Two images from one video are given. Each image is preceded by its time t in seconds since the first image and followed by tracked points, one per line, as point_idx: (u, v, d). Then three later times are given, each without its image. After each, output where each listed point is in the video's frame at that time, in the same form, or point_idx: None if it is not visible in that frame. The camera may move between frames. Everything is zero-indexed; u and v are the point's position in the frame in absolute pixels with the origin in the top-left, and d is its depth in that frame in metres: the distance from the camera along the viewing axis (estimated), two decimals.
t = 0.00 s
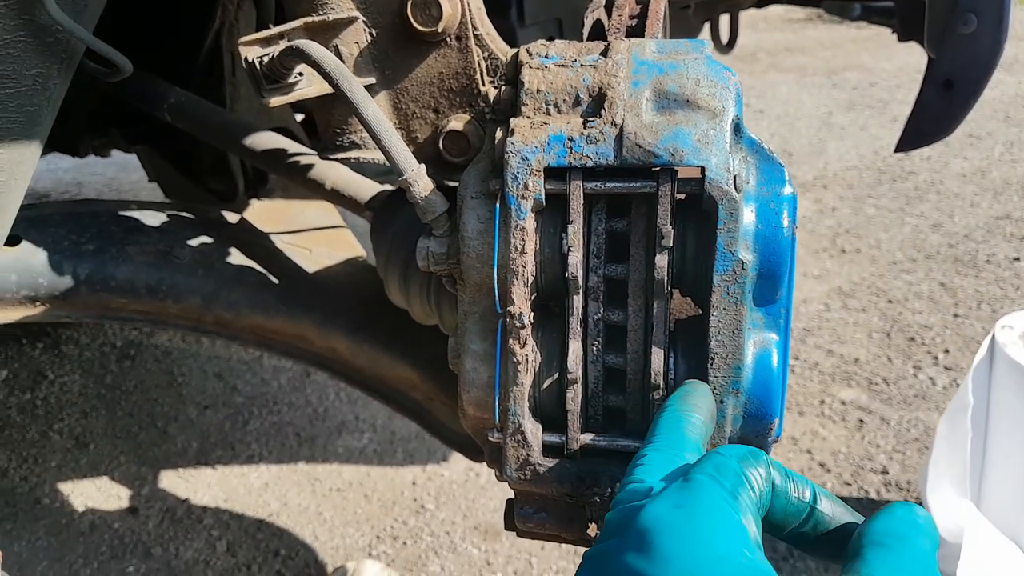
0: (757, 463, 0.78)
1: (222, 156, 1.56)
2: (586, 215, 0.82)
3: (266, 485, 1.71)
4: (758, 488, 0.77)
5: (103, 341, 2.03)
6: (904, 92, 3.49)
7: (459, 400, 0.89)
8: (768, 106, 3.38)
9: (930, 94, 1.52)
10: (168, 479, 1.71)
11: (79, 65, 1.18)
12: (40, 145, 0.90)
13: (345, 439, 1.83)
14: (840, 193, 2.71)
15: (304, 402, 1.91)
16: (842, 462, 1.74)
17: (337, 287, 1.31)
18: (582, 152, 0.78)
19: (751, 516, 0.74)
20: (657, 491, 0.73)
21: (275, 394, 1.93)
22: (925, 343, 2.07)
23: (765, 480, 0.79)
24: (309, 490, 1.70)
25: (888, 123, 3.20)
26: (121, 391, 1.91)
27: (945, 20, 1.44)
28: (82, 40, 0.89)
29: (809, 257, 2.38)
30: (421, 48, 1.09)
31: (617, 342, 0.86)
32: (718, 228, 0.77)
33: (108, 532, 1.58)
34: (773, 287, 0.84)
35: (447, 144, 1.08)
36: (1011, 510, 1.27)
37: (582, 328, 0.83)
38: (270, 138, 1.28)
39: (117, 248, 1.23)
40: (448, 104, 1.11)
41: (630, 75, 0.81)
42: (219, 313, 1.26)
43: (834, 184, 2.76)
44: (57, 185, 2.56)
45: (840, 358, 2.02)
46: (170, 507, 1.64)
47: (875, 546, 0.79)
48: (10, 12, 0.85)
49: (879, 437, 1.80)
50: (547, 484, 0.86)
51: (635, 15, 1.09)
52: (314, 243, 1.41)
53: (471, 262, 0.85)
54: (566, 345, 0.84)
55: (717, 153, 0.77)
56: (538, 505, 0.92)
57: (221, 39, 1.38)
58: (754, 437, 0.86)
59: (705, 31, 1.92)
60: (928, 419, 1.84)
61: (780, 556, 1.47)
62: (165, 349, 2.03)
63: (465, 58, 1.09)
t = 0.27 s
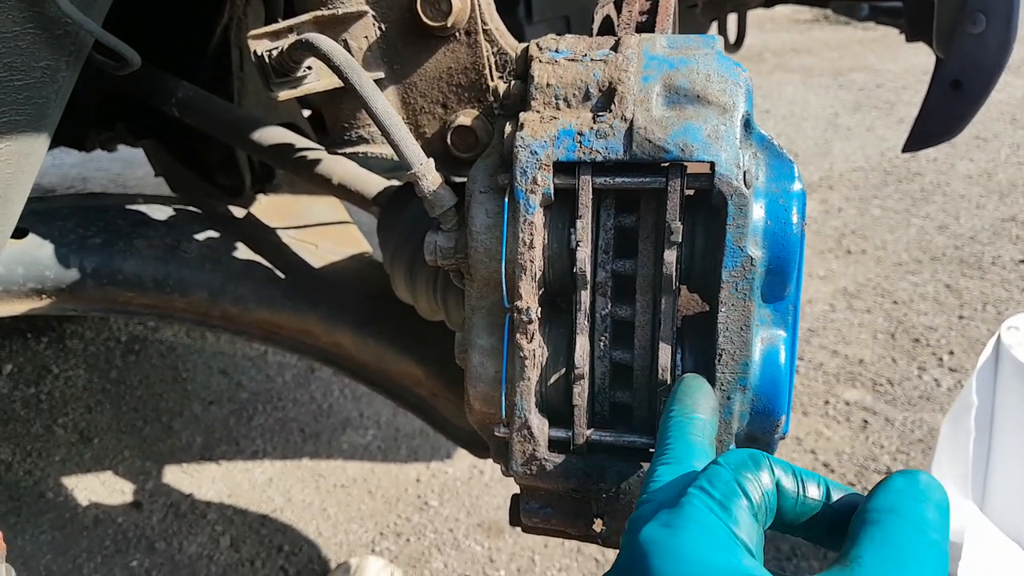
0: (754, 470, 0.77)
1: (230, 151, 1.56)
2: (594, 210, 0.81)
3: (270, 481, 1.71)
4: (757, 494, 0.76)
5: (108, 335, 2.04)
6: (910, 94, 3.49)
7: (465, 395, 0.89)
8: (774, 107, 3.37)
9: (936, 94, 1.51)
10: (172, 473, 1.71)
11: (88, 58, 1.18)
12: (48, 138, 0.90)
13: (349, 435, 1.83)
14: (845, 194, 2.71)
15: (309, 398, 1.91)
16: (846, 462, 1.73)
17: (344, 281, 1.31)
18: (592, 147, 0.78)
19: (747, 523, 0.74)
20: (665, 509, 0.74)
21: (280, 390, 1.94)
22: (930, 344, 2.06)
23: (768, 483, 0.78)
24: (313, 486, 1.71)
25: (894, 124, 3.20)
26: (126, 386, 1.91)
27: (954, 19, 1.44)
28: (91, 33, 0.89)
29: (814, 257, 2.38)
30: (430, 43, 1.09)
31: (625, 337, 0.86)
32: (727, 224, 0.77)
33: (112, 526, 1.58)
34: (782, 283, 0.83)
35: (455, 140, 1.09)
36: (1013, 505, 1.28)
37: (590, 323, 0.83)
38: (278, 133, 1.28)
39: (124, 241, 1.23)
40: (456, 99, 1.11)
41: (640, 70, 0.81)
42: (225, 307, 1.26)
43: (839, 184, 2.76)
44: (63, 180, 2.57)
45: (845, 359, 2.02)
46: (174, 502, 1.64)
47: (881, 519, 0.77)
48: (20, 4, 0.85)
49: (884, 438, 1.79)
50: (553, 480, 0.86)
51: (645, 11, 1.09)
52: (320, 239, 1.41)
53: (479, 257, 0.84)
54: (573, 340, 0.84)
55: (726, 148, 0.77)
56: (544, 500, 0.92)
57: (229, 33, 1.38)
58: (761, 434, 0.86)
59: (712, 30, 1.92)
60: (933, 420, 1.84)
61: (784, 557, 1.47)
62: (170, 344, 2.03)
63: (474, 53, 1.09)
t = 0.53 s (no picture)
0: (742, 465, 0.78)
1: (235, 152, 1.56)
2: (597, 211, 0.82)
3: (274, 480, 1.72)
4: (735, 481, 0.77)
5: (113, 335, 2.04)
6: (913, 93, 3.48)
7: (469, 395, 0.90)
8: (777, 106, 3.37)
9: (940, 93, 1.51)
10: (177, 473, 1.72)
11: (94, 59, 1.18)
12: (55, 139, 0.91)
13: (353, 435, 1.84)
14: (849, 193, 2.71)
15: (313, 397, 1.92)
16: (849, 461, 1.74)
17: (348, 281, 1.31)
18: (595, 147, 0.78)
19: (723, 507, 0.77)
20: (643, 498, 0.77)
21: (284, 389, 1.94)
22: (933, 343, 2.06)
23: (747, 468, 0.79)
24: (318, 485, 1.71)
25: (898, 123, 3.20)
26: (131, 385, 1.92)
27: (957, 18, 1.44)
28: (97, 36, 0.90)
29: (818, 256, 2.38)
30: (434, 44, 1.09)
31: (627, 337, 0.86)
32: (729, 224, 0.77)
33: (117, 525, 1.59)
34: (784, 283, 0.84)
35: (458, 140, 1.10)
36: (1018, 508, 1.24)
37: (593, 323, 0.83)
38: (282, 134, 1.28)
39: (130, 242, 1.24)
40: (460, 99, 1.12)
41: (643, 72, 0.81)
42: (230, 307, 1.27)
43: (843, 184, 2.76)
44: (68, 180, 2.57)
45: (848, 358, 2.02)
46: (179, 501, 1.65)
47: (852, 497, 0.77)
48: (27, 6, 0.85)
49: (887, 437, 1.80)
50: (556, 479, 0.87)
51: (648, 11, 1.09)
52: (325, 239, 1.42)
53: (483, 257, 0.85)
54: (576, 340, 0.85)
55: (728, 149, 0.77)
56: (547, 499, 0.92)
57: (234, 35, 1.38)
58: (763, 434, 0.86)
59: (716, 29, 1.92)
60: (936, 420, 1.84)
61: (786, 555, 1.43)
62: (174, 344, 2.04)
63: (478, 54, 1.09)
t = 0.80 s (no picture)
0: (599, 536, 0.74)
1: (222, 165, 1.56)
2: (578, 223, 0.81)
3: (270, 492, 1.72)
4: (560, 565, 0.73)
5: (106, 350, 2.04)
6: (904, 85, 3.49)
7: (455, 410, 0.89)
8: (768, 102, 3.37)
9: (926, 90, 1.52)
10: (172, 487, 1.72)
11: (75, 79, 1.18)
12: (37, 159, 0.91)
13: (349, 444, 1.83)
14: (841, 188, 2.71)
15: (308, 407, 1.92)
16: (845, 459, 1.74)
17: (337, 293, 1.31)
18: (573, 161, 0.78)
19: None
20: None
21: (279, 400, 1.94)
22: (928, 338, 2.07)
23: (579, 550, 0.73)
24: (314, 496, 1.71)
25: (889, 116, 3.20)
26: (125, 400, 1.91)
27: (939, 16, 1.43)
28: (77, 54, 0.90)
29: (811, 253, 2.38)
30: (415, 57, 1.09)
31: (612, 349, 0.86)
32: (708, 235, 0.77)
33: (113, 542, 1.59)
34: (765, 292, 0.84)
35: (441, 152, 1.10)
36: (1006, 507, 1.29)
37: (577, 336, 0.83)
38: (267, 147, 1.28)
39: (116, 260, 1.24)
40: (442, 112, 1.12)
41: (619, 85, 0.81)
42: (219, 323, 1.27)
43: (835, 179, 2.76)
44: (59, 194, 2.57)
45: (843, 355, 2.02)
46: (174, 515, 1.65)
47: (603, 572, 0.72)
48: (5, 27, 0.85)
49: (882, 434, 1.80)
50: (543, 492, 0.86)
51: (626, 22, 1.10)
52: (312, 251, 1.41)
53: (465, 272, 0.85)
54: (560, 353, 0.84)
55: (706, 160, 0.77)
56: (536, 513, 0.92)
57: (216, 48, 1.37)
58: (748, 443, 0.86)
59: (702, 30, 1.92)
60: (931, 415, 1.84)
61: (784, 555, 1.54)
62: (168, 356, 2.03)
63: (459, 66, 1.09)
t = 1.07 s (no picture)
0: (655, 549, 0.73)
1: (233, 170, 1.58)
2: (590, 227, 0.82)
3: (281, 493, 1.73)
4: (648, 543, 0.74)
5: (117, 351, 2.05)
6: (912, 88, 3.48)
7: (468, 412, 0.90)
8: (776, 105, 3.37)
9: (934, 93, 1.51)
10: (184, 487, 1.73)
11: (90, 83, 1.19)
12: (53, 163, 0.92)
13: (358, 446, 1.84)
14: (849, 191, 2.71)
15: (318, 409, 1.93)
16: (855, 462, 1.74)
17: (348, 295, 1.32)
18: (585, 165, 0.79)
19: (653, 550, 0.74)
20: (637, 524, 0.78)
21: (289, 402, 1.95)
22: (937, 341, 2.07)
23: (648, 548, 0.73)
24: (324, 497, 1.72)
25: (897, 119, 3.19)
26: (136, 401, 1.93)
27: (948, 20, 1.44)
28: (93, 61, 0.90)
29: (819, 256, 2.38)
30: (426, 63, 1.10)
31: (623, 352, 0.86)
32: (721, 239, 0.78)
33: (125, 541, 1.60)
34: (778, 295, 0.84)
35: (452, 157, 1.10)
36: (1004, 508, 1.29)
37: (589, 338, 0.84)
38: (279, 152, 1.29)
39: (130, 262, 1.25)
40: (453, 116, 1.12)
41: (631, 89, 0.82)
42: (232, 325, 1.28)
43: (843, 182, 2.76)
44: (70, 197, 2.59)
45: (851, 358, 2.02)
46: (185, 515, 1.66)
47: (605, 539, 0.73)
48: (22, 34, 0.86)
49: (892, 438, 1.80)
50: (556, 494, 0.87)
51: (635, 25, 1.11)
52: (324, 254, 1.42)
53: (478, 275, 0.85)
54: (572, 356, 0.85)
55: (718, 164, 0.77)
56: (548, 514, 0.93)
57: (228, 54, 1.40)
58: (761, 445, 0.87)
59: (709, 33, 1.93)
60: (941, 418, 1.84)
61: (793, 559, 1.54)
62: (179, 358, 2.05)
63: (469, 71, 1.10)
